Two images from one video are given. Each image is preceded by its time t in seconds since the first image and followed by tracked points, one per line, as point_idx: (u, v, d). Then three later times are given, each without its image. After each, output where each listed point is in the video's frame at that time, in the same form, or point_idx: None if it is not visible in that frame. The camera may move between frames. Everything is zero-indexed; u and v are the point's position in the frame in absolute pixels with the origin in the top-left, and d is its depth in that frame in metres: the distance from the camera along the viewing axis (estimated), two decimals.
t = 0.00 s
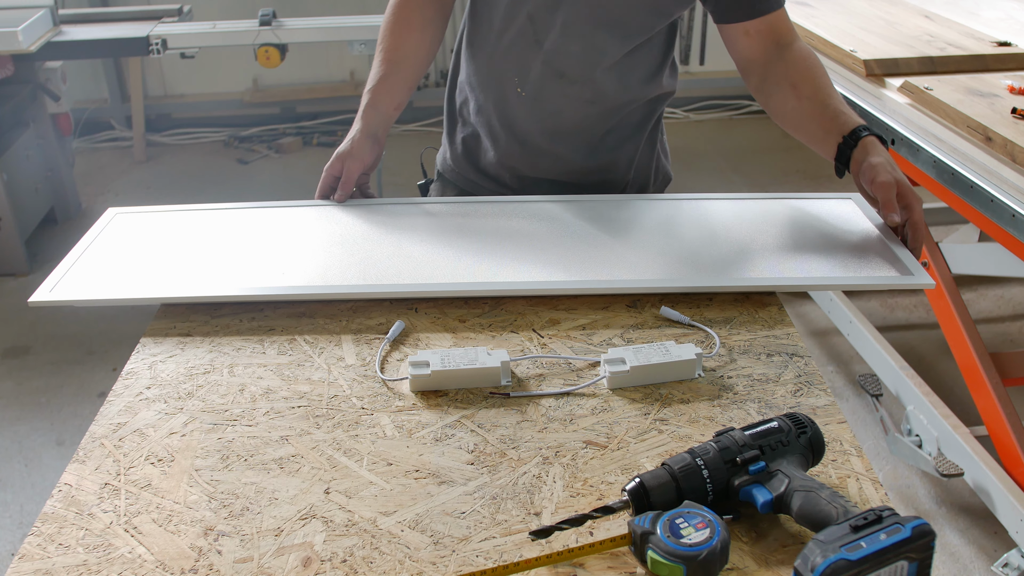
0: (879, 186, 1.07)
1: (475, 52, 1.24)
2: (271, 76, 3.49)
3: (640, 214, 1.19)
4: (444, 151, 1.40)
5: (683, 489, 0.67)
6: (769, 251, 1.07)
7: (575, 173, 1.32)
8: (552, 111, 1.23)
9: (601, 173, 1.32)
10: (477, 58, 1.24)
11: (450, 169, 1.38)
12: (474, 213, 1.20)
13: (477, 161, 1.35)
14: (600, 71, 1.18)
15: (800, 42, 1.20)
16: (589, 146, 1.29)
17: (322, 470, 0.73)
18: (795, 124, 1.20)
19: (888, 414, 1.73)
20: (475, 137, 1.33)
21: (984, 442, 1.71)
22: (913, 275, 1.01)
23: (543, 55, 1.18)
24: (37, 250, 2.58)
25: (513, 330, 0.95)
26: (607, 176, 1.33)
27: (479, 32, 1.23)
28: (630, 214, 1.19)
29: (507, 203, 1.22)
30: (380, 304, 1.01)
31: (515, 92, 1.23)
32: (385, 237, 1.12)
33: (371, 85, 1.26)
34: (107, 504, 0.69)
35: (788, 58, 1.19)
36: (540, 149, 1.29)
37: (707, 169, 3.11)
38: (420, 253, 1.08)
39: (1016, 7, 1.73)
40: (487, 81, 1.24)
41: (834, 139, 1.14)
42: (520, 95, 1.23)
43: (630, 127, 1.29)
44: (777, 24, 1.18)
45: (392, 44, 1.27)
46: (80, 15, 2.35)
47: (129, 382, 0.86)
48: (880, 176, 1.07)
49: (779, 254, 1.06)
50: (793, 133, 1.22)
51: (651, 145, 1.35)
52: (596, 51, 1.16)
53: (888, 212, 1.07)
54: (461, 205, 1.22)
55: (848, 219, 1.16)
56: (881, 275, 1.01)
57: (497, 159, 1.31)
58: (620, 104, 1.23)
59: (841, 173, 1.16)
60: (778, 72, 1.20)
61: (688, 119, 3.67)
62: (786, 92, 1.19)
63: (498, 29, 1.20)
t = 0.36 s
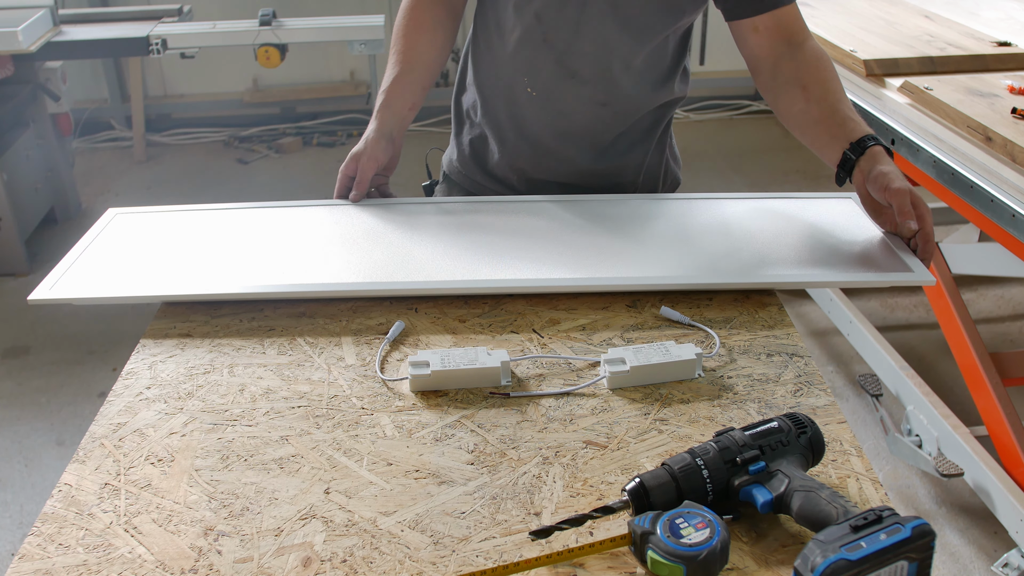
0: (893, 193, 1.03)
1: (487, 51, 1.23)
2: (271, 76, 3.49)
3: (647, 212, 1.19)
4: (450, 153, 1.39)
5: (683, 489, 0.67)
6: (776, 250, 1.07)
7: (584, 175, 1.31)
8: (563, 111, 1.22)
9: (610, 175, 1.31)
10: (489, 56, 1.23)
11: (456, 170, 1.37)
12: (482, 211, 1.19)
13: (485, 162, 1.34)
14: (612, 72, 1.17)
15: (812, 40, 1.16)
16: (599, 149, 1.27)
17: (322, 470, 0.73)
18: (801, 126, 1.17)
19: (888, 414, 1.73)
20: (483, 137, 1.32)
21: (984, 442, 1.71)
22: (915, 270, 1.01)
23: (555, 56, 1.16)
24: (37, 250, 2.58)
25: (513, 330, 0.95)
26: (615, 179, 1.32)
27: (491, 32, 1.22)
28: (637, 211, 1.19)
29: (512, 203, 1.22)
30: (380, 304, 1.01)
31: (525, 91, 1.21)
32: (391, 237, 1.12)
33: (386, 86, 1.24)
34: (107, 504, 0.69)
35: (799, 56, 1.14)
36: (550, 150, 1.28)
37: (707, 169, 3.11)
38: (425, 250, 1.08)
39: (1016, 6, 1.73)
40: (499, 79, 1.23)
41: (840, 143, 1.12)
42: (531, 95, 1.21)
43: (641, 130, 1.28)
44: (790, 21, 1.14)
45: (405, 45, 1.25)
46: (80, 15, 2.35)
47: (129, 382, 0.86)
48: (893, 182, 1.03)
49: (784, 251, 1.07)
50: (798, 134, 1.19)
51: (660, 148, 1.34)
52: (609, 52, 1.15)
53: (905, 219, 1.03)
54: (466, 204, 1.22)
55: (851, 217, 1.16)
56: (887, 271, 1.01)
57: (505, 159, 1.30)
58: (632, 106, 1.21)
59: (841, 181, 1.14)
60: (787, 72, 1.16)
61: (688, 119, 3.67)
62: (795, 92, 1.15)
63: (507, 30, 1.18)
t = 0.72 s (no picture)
0: (895, 155, 1.02)
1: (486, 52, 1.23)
2: (271, 76, 3.49)
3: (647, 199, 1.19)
4: (450, 155, 1.39)
5: (683, 489, 0.67)
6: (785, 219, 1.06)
7: (584, 175, 1.31)
8: (563, 111, 1.22)
9: (611, 176, 1.31)
10: (490, 56, 1.23)
11: (455, 173, 1.38)
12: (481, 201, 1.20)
13: (483, 163, 1.35)
14: (612, 72, 1.17)
15: (812, 30, 1.15)
16: (599, 150, 1.27)
17: (322, 470, 0.73)
18: (802, 114, 1.16)
19: (888, 414, 1.73)
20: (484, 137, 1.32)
21: (984, 442, 1.71)
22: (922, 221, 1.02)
23: (555, 56, 1.16)
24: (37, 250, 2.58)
25: (513, 330, 0.95)
26: (616, 179, 1.33)
27: (489, 34, 1.21)
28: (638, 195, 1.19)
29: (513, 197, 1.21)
30: (380, 304, 1.01)
31: (525, 92, 1.21)
32: (388, 215, 1.11)
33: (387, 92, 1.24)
34: (107, 504, 0.69)
35: (799, 46, 1.13)
36: (549, 151, 1.28)
37: (707, 169, 3.11)
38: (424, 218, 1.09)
39: (1016, 6, 1.73)
40: (498, 80, 1.22)
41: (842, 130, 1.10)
42: (530, 95, 1.21)
43: (643, 132, 1.27)
44: (790, 12, 1.13)
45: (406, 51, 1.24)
46: (80, 15, 2.35)
47: (129, 382, 0.86)
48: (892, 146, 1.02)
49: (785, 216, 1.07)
50: (800, 123, 1.18)
51: (660, 152, 1.35)
52: (609, 51, 1.14)
53: (913, 176, 1.01)
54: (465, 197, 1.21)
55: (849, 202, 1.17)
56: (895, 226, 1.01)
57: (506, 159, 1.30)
58: (632, 106, 1.21)
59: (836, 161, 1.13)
60: (786, 60, 1.15)
61: (688, 119, 3.67)
62: (792, 80, 1.14)
63: (506, 33, 1.17)
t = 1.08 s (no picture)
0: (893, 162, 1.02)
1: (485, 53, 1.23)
2: (271, 76, 3.49)
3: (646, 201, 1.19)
4: (451, 160, 1.39)
5: (683, 489, 0.67)
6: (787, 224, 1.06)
7: (588, 175, 1.31)
8: (564, 110, 1.22)
9: (614, 176, 1.31)
10: (489, 57, 1.23)
11: (458, 176, 1.38)
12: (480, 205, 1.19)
13: (483, 166, 1.34)
14: (612, 68, 1.17)
15: (812, 28, 1.14)
16: (601, 149, 1.27)
17: (322, 470, 0.73)
18: (800, 114, 1.16)
19: (888, 414, 1.73)
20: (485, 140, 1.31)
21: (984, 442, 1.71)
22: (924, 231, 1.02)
23: (554, 54, 1.16)
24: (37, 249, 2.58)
25: (513, 330, 0.95)
26: (618, 179, 1.32)
27: (487, 37, 1.22)
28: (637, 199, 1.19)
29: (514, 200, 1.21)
30: (380, 304, 1.01)
31: (525, 91, 1.20)
32: (388, 220, 1.11)
33: (381, 92, 1.23)
34: (107, 504, 0.69)
35: (799, 45, 1.13)
36: (552, 151, 1.27)
37: (707, 168, 3.11)
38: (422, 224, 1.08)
39: (1016, 7, 1.73)
40: (498, 81, 1.22)
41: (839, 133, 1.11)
42: (531, 94, 1.21)
43: (646, 133, 1.27)
44: (790, 10, 1.12)
45: (400, 50, 1.23)
46: (80, 15, 2.35)
47: (129, 382, 0.86)
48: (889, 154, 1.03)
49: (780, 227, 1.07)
50: (797, 123, 1.18)
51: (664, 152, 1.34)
52: (608, 48, 1.15)
53: (913, 182, 1.00)
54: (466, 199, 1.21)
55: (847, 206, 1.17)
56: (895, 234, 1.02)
57: (507, 161, 1.29)
58: (634, 102, 1.21)
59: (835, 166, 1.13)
60: (786, 59, 1.14)
61: (688, 119, 3.67)
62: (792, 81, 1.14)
63: (504, 34, 1.17)
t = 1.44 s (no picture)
0: (889, 188, 1.02)
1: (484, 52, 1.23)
2: (271, 76, 3.49)
3: (646, 212, 1.18)
4: (452, 161, 1.39)
5: (683, 489, 0.67)
6: (777, 249, 1.07)
7: (589, 174, 1.31)
8: (563, 107, 1.22)
9: (615, 175, 1.31)
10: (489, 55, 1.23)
11: (458, 178, 1.38)
12: (479, 211, 1.19)
13: (483, 168, 1.34)
14: (611, 66, 1.17)
15: (812, 29, 1.14)
16: (601, 148, 1.27)
17: (322, 470, 0.73)
18: (800, 120, 1.16)
19: (888, 414, 1.73)
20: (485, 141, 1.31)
21: (984, 442, 1.71)
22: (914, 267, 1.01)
23: (553, 51, 1.16)
24: (37, 249, 2.58)
25: (513, 330, 0.95)
26: (619, 179, 1.32)
27: (486, 36, 1.22)
28: (637, 211, 1.19)
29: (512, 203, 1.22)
30: (380, 304, 1.01)
31: (524, 89, 1.21)
32: (390, 239, 1.11)
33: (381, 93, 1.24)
34: (107, 504, 0.69)
35: (799, 49, 1.13)
36: (553, 150, 1.27)
37: (707, 168, 3.11)
38: (423, 250, 1.08)
39: (1016, 6, 1.73)
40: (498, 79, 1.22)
41: (839, 145, 1.11)
42: (530, 93, 1.21)
43: (647, 132, 1.26)
44: (789, 12, 1.12)
45: (400, 50, 1.23)
46: (80, 15, 2.35)
47: (129, 382, 0.86)
48: (888, 178, 1.03)
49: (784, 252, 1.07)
50: (797, 130, 1.18)
51: (664, 151, 1.33)
52: (606, 46, 1.15)
53: (904, 212, 1.00)
54: (465, 204, 1.22)
55: (852, 219, 1.15)
56: (892, 267, 1.02)
57: (508, 161, 1.29)
58: (633, 100, 1.21)
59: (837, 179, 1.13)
60: (787, 64, 1.14)
61: (688, 119, 3.67)
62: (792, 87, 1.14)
63: (502, 34, 1.17)
